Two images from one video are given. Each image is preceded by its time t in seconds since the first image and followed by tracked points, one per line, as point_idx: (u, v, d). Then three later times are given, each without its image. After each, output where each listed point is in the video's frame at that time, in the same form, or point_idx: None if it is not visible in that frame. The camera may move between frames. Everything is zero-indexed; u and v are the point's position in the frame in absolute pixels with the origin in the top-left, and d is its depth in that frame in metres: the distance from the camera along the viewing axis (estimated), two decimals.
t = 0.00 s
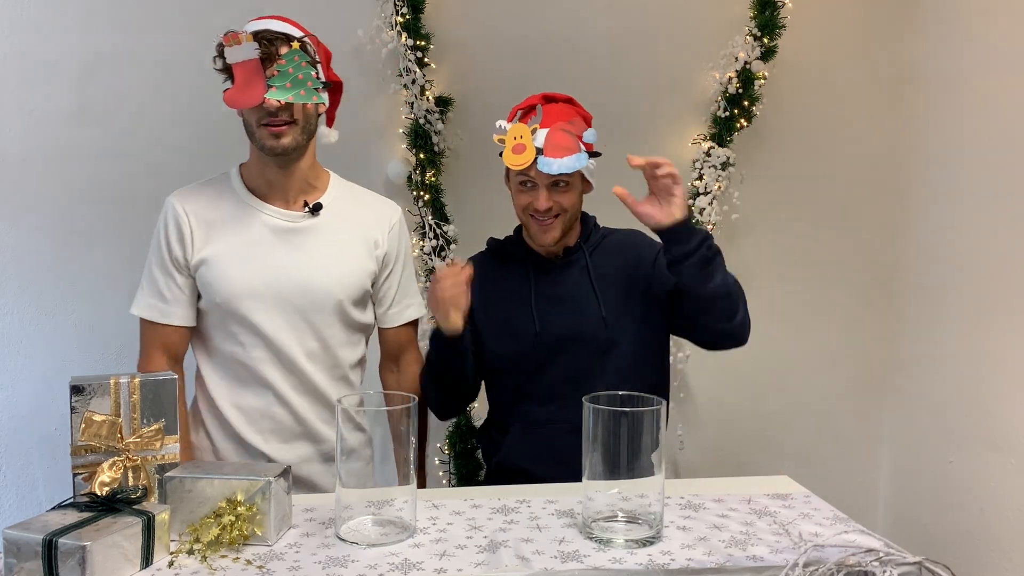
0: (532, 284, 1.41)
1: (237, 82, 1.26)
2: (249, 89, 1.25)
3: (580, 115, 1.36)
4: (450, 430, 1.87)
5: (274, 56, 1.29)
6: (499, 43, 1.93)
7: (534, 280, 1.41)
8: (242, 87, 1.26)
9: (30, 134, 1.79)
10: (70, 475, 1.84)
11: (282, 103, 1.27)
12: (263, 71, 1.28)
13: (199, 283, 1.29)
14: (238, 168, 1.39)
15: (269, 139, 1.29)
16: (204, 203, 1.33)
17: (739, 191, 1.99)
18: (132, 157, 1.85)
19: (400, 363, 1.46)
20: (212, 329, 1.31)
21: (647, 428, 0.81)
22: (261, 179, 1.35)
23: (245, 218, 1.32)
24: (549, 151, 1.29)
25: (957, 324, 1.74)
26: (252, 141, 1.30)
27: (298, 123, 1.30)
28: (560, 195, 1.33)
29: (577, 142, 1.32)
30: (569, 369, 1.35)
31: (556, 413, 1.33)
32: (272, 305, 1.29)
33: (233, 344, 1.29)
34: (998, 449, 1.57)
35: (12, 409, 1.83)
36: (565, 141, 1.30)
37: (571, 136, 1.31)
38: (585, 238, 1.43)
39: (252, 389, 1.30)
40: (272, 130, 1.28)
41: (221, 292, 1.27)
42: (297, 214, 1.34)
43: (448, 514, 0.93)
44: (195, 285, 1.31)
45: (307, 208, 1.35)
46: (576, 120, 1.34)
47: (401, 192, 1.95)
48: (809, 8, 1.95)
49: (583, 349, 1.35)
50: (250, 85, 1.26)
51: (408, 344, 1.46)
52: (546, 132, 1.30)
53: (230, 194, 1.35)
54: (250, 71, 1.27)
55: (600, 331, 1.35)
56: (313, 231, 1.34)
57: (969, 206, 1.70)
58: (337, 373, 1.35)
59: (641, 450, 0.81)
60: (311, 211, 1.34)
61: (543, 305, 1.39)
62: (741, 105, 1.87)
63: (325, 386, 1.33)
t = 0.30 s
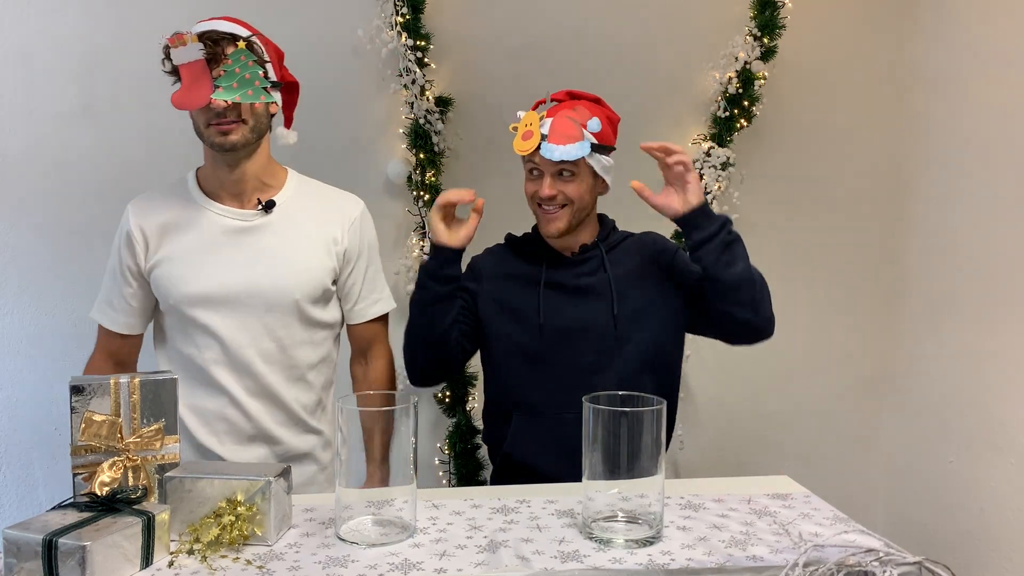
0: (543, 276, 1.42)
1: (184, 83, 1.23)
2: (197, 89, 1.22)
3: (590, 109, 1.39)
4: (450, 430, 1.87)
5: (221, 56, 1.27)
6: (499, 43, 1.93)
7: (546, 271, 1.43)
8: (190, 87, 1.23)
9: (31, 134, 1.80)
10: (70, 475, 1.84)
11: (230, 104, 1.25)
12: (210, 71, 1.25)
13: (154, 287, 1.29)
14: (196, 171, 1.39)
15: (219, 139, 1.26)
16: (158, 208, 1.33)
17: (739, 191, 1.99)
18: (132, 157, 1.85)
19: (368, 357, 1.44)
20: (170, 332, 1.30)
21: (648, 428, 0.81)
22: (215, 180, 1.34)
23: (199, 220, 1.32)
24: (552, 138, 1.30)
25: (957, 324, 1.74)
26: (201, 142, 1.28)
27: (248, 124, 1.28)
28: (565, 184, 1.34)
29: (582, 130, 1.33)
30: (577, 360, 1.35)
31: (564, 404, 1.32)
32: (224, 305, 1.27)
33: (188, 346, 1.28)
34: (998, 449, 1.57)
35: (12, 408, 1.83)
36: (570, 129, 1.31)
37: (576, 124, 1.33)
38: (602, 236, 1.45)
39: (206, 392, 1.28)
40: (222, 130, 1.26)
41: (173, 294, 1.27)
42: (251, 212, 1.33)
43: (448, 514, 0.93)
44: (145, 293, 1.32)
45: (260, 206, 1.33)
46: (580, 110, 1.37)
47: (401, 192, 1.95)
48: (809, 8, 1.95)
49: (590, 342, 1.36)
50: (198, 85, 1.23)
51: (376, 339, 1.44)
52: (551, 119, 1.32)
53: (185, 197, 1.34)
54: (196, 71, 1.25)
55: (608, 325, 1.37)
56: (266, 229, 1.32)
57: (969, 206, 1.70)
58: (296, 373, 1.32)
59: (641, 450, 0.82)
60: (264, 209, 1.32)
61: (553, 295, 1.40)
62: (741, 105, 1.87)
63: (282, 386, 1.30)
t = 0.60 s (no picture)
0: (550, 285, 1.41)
1: (158, 83, 1.22)
2: (171, 90, 1.21)
3: (590, 107, 1.40)
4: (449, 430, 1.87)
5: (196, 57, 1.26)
6: (499, 43, 1.93)
7: (554, 279, 1.42)
8: (165, 88, 1.22)
9: (31, 134, 1.80)
10: (70, 475, 1.84)
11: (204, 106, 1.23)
12: (184, 72, 1.24)
13: (132, 290, 1.29)
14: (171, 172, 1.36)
15: (193, 139, 1.25)
16: (136, 210, 1.32)
17: (739, 191, 2.00)
18: (132, 157, 1.85)
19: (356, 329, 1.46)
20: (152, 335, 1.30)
21: (648, 428, 0.81)
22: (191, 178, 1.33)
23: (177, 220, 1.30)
24: (548, 133, 1.32)
25: (957, 324, 1.74)
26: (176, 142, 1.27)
27: (222, 124, 1.27)
28: (563, 181, 1.35)
29: (577, 125, 1.34)
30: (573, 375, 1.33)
31: (563, 418, 1.32)
32: (203, 303, 1.26)
33: (169, 347, 1.28)
34: (997, 448, 1.57)
35: (12, 408, 1.83)
36: (566, 124, 1.33)
37: (572, 119, 1.34)
38: (613, 244, 1.43)
39: (185, 394, 1.27)
40: (196, 130, 1.25)
41: (150, 297, 1.26)
42: (224, 209, 1.31)
43: (448, 514, 0.93)
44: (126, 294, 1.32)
45: (234, 203, 1.32)
46: (576, 106, 1.38)
47: (401, 192, 1.95)
48: (809, 8, 1.95)
49: (592, 353, 1.34)
50: (172, 87, 1.22)
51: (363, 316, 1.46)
52: (548, 114, 1.34)
53: (161, 197, 1.33)
54: (170, 73, 1.23)
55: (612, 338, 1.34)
56: (241, 227, 1.30)
57: (969, 206, 1.70)
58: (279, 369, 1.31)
59: (641, 450, 0.82)
60: (238, 205, 1.31)
61: (557, 305, 1.39)
62: (741, 105, 1.87)
63: (262, 384, 1.29)
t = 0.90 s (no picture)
0: (541, 288, 1.40)
1: (183, 89, 1.18)
2: (196, 97, 1.17)
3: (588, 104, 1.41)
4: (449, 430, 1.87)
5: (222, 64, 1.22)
6: (499, 42, 1.93)
7: (544, 283, 1.41)
8: (189, 94, 1.17)
9: (31, 134, 1.80)
10: (70, 475, 1.84)
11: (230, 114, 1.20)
12: (210, 78, 1.20)
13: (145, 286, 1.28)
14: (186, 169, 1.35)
15: (215, 145, 1.22)
16: (148, 206, 1.31)
17: (739, 191, 2.00)
18: (132, 157, 1.85)
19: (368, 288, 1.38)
20: (161, 332, 1.28)
21: (648, 428, 0.81)
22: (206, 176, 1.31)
23: (193, 218, 1.29)
24: (555, 131, 1.32)
25: (958, 324, 1.74)
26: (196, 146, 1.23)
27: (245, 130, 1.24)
28: (566, 180, 1.36)
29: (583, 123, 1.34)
30: (569, 380, 1.33)
31: (558, 423, 1.32)
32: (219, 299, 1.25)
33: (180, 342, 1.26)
34: (998, 448, 1.57)
35: (12, 408, 1.83)
36: (573, 121, 1.33)
37: (577, 116, 1.34)
38: (598, 247, 1.44)
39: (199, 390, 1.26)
40: (219, 136, 1.21)
41: (164, 293, 1.25)
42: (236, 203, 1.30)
43: (448, 514, 0.93)
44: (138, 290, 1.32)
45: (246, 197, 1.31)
46: (581, 104, 1.38)
47: (400, 192, 1.95)
48: (809, 7, 1.95)
49: (587, 357, 1.35)
50: (197, 94, 1.17)
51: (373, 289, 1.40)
52: (553, 113, 1.34)
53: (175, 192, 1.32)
54: (196, 81, 1.19)
55: (604, 342, 1.35)
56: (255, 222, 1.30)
57: (969, 206, 1.70)
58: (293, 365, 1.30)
59: (641, 450, 0.81)
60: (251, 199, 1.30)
61: (548, 309, 1.38)
62: (741, 105, 1.87)
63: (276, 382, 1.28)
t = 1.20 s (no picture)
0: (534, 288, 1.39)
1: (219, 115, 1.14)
2: (236, 124, 1.15)
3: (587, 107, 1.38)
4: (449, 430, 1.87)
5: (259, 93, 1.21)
6: (499, 42, 1.93)
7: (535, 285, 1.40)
8: (226, 121, 1.15)
9: (31, 134, 1.80)
10: (70, 476, 1.84)
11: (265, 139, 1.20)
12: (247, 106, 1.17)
13: (182, 274, 1.27)
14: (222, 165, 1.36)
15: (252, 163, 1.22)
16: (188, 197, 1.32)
17: (739, 191, 2.00)
18: (132, 157, 1.85)
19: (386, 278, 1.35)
20: (180, 321, 1.28)
21: (647, 428, 0.81)
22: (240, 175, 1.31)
23: (224, 210, 1.30)
24: (564, 137, 1.29)
25: (957, 324, 1.74)
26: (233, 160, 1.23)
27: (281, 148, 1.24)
28: (570, 185, 1.36)
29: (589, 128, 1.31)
30: (563, 381, 1.33)
31: (552, 424, 1.31)
32: (248, 292, 1.27)
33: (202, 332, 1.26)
34: (998, 448, 1.57)
35: (12, 409, 1.83)
36: (580, 127, 1.30)
37: (583, 122, 1.31)
38: (585, 247, 1.44)
39: (214, 380, 1.25)
40: (255, 157, 1.22)
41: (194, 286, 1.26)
42: (264, 199, 1.31)
43: (448, 514, 0.93)
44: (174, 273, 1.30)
45: (275, 194, 1.31)
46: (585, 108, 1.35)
47: (401, 192, 1.95)
48: (809, 7, 1.95)
49: (582, 358, 1.35)
50: (236, 121, 1.15)
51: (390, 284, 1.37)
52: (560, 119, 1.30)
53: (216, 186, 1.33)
54: (233, 110, 1.15)
55: (598, 343, 1.36)
56: (285, 220, 1.30)
57: (969, 206, 1.70)
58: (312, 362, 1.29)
59: (641, 450, 0.81)
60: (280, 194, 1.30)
61: (543, 310, 1.37)
62: (741, 105, 1.87)
63: (293, 377, 1.27)
